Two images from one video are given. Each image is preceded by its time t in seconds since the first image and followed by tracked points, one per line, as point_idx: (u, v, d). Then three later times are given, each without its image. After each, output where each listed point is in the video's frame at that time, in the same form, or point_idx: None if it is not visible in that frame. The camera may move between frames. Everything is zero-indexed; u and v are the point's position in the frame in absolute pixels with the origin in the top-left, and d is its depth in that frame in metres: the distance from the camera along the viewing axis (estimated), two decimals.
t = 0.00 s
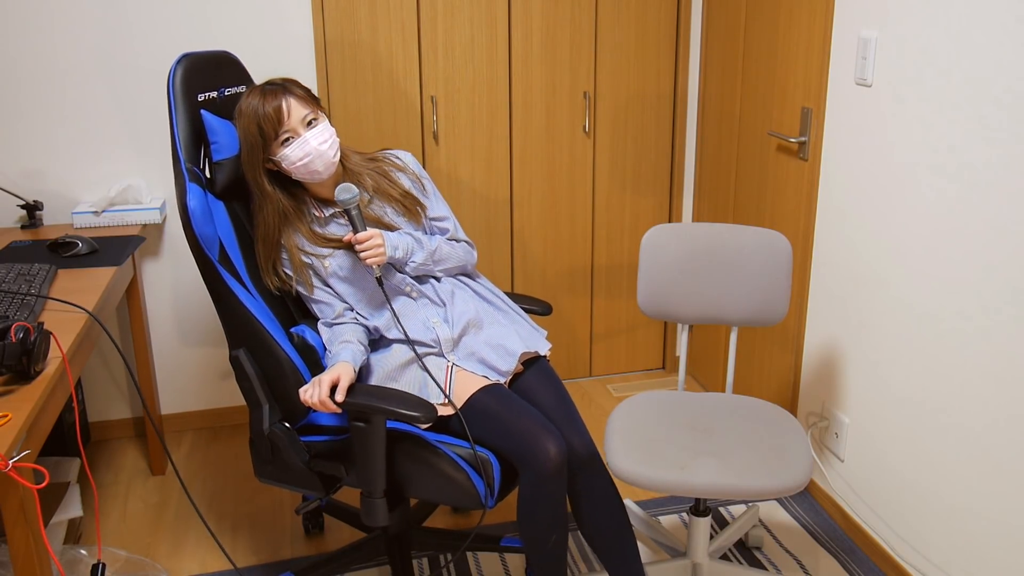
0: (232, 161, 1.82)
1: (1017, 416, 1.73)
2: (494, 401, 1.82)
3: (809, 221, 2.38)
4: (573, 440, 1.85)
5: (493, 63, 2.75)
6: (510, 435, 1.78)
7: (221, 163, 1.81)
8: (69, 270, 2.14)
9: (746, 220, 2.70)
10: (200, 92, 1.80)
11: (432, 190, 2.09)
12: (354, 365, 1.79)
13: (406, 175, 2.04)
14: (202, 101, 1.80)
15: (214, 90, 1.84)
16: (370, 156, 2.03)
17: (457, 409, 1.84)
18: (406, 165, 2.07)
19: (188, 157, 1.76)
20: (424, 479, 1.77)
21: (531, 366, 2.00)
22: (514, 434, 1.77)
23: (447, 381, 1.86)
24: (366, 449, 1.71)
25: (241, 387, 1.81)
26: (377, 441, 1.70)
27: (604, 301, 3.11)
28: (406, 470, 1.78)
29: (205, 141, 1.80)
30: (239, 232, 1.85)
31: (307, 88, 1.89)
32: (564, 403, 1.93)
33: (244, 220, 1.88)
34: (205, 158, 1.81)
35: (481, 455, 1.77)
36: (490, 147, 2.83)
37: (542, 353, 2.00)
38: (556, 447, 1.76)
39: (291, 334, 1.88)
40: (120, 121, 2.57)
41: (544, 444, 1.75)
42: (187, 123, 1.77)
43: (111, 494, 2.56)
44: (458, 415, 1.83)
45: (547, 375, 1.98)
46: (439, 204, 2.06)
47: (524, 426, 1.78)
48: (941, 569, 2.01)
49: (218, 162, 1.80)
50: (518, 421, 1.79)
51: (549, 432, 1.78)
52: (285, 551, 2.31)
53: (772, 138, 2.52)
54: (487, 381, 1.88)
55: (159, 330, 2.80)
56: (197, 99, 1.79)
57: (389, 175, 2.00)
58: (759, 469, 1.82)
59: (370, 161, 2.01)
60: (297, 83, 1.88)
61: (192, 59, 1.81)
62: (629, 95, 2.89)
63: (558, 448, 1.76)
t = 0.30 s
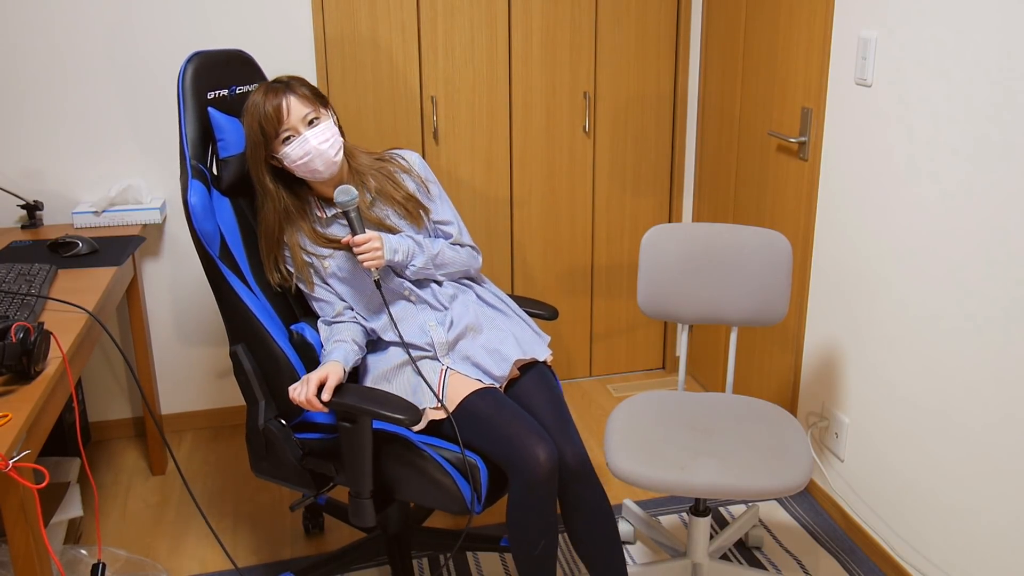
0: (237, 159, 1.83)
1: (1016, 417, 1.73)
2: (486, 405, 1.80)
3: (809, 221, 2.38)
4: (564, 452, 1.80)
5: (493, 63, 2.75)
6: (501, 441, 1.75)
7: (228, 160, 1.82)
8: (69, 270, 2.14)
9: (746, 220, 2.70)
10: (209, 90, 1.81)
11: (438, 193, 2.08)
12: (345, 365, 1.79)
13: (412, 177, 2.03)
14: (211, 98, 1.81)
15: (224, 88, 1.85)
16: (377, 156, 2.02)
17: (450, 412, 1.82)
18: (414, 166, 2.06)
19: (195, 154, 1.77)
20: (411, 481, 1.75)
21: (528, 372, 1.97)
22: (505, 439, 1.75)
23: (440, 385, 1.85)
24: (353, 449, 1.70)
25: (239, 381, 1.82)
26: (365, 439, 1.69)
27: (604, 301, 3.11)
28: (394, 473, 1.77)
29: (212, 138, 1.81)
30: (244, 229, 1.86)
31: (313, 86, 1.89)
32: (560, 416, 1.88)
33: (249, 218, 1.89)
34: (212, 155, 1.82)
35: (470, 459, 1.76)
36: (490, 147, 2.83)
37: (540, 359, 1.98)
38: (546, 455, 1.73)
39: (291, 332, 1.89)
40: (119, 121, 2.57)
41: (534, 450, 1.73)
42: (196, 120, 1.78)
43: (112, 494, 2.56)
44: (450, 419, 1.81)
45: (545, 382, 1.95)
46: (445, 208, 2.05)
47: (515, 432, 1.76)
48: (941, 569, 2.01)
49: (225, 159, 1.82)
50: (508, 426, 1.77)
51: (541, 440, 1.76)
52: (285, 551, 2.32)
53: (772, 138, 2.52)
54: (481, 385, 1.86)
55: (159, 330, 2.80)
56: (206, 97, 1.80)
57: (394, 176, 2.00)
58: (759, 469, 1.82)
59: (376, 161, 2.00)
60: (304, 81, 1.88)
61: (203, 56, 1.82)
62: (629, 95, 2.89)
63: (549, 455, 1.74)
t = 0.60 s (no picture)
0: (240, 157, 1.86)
1: (1015, 416, 1.73)
2: (479, 406, 1.79)
3: (809, 221, 2.38)
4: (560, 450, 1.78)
5: (493, 63, 2.75)
6: (493, 441, 1.74)
7: (231, 158, 1.85)
8: (69, 270, 2.14)
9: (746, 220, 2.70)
10: (213, 89, 1.81)
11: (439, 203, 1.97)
12: (342, 366, 1.80)
13: (413, 187, 1.94)
14: (215, 97, 1.81)
15: (228, 88, 1.84)
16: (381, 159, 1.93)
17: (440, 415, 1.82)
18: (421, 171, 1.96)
19: (197, 153, 1.78)
20: (404, 483, 1.74)
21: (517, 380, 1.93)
22: (497, 439, 1.73)
23: (430, 388, 1.84)
24: (347, 449, 1.70)
25: (238, 380, 1.82)
26: (359, 438, 1.69)
27: (604, 301, 3.11)
28: (387, 475, 1.75)
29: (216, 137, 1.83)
30: (245, 227, 1.88)
31: (342, 79, 1.88)
32: (555, 413, 1.86)
33: (251, 216, 1.91)
34: (216, 153, 1.84)
35: (463, 462, 1.74)
36: (490, 147, 2.83)
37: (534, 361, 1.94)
38: (537, 451, 1.71)
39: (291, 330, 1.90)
40: (119, 120, 2.57)
41: (526, 449, 1.71)
42: (200, 120, 1.79)
43: (111, 494, 2.56)
44: (442, 422, 1.82)
45: (542, 385, 1.92)
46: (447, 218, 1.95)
47: (508, 430, 1.74)
48: (941, 569, 2.01)
49: (228, 156, 1.84)
50: (499, 423, 1.75)
51: (531, 435, 1.73)
52: (284, 551, 2.31)
53: (772, 138, 2.52)
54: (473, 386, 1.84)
55: (159, 330, 2.79)
56: (209, 96, 1.81)
57: (394, 187, 1.91)
58: (759, 469, 1.82)
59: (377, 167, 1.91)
60: (337, 71, 1.88)
61: (208, 56, 1.82)
62: (628, 95, 2.89)
63: (540, 451, 1.72)
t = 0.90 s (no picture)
0: (241, 155, 1.83)
1: (1015, 416, 1.73)
2: (481, 406, 1.79)
3: (809, 221, 2.38)
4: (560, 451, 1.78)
5: (493, 63, 2.75)
6: (495, 442, 1.73)
7: (233, 157, 1.83)
8: (69, 270, 2.14)
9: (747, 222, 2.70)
10: (214, 88, 1.82)
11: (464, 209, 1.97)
12: (343, 369, 1.78)
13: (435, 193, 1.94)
14: (216, 96, 1.82)
15: (231, 87, 1.85)
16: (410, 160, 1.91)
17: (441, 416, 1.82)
18: (448, 177, 1.95)
19: (199, 152, 1.78)
20: (404, 484, 1.74)
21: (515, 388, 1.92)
22: (498, 440, 1.73)
23: (431, 388, 1.84)
24: (347, 450, 1.70)
25: (238, 380, 1.82)
26: (359, 438, 1.68)
27: (603, 301, 3.11)
28: (387, 475, 1.75)
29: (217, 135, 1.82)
30: (247, 227, 1.88)
31: (371, 67, 1.87)
32: (556, 412, 1.86)
33: (253, 217, 1.90)
34: (217, 152, 1.84)
35: (462, 462, 1.74)
36: (490, 147, 2.83)
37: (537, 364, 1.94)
38: (539, 451, 1.71)
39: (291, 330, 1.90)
40: (119, 121, 2.57)
41: (527, 449, 1.71)
42: (200, 119, 1.79)
43: (111, 494, 2.56)
44: (443, 423, 1.82)
45: (542, 387, 1.91)
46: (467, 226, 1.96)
47: (510, 432, 1.73)
48: (941, 569, 2.01)
49: (229, 156, 1.82)
50: (502, 424, 1.75)
51: (532, 435, 1.73)
52: (285, 551, 2.31)
53: (772, 138, 2.52)
54: (473, 387, 1.84)
55: (159, 330, 2.79)
56: (211, 95, 1.81)
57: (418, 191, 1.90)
58: (759, 469, 1.82)
59: (405, 170, 1.90)
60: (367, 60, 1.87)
61: (209, 56, 1.83)
62: (628, 95, 2.89)
63: (542, 451, 1.71)
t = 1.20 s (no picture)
0: (242, 155, 1.83)
1: (1015, 416, 1.73)
2: (479, 408, 1.79)
3: (809, 221, 2.38)
4: (559, 450, 1.78)
5: (493, 63, 2.75)
6: (493, 445, 1.73)
7: (234, 156, 1.83)
8: (69, 270, 2.14)
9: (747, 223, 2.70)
10: (216, 88, 1.83)
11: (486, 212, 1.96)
12: (342, 370, 1.77)
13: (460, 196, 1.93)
14: (217, 96, 1.83)
15: (232, 86, 1.86)
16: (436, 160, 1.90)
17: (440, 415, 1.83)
18: (475, 182, 1.94)
19: (200, 152, 1.79)
20: (403, 484, 1.74)
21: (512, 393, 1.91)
22: (497, 443, 1.73)
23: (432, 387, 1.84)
24: (347, 450, 1.70)
25: (239, 379, 1.82)
26: (359, 438, 1.68)
27: (603, 301, 3.11)
28: (388, 476, 1.75)
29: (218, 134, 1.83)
30: (247, 226, 1.88)
31: (389, 60, 1.83)
32: (555, 412, 1.85)
33: (253, 217, 1.90)
34: (217, 151, 1.84)
35: (462, 463, 1.74)
36: (490, 147, 2.83)
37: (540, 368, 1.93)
38: (536, 452, 1.71)
39: (292, 330, 1.91)
40: (119, 121, 2.57)
41: (525, 451, 1.70)
42: (201, 118, 1.80)
43: (111, 494, 2.56)
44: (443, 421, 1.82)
45: (543, 388, 1.91)
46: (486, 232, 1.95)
47: (508, 434, 1.73)
48: (941, 569, 2.01)
49: (230, 155, 1.82)
50: (499, 425, 1.75)
51: (529, 436, 1.73)
52: (285, 551, 2.32)
53: (772, 138, 2.52)
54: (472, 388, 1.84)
55: (159, 330, 2.79)
56: (211, 94, 1.82)
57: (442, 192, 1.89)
58: (759, 469, 1.82)
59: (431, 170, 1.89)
60: (386, 53, 1.83)
61: (210, 56, 1.83)
62: (628, 95, 2.89)
63: (539, 452, 1.71)
